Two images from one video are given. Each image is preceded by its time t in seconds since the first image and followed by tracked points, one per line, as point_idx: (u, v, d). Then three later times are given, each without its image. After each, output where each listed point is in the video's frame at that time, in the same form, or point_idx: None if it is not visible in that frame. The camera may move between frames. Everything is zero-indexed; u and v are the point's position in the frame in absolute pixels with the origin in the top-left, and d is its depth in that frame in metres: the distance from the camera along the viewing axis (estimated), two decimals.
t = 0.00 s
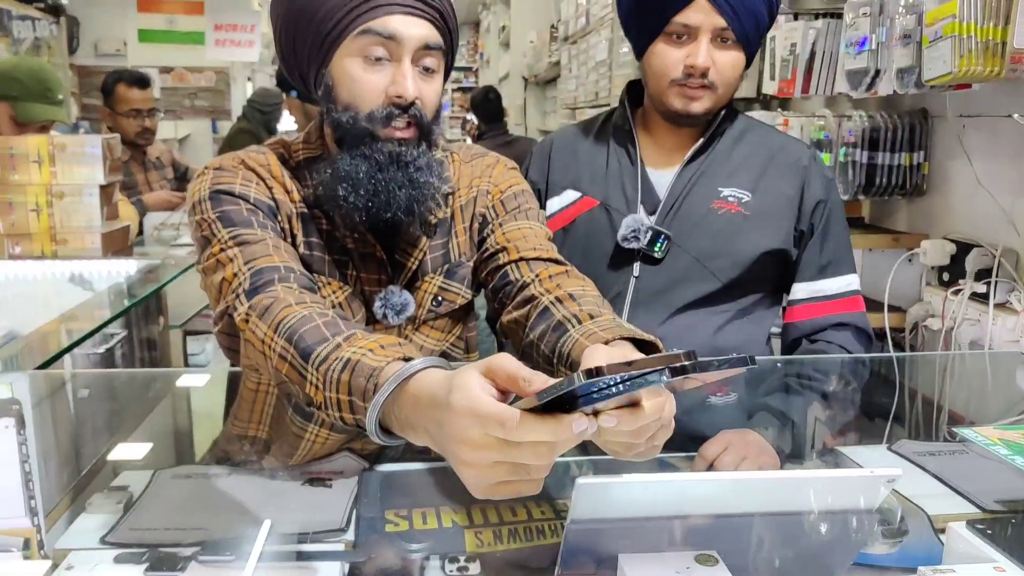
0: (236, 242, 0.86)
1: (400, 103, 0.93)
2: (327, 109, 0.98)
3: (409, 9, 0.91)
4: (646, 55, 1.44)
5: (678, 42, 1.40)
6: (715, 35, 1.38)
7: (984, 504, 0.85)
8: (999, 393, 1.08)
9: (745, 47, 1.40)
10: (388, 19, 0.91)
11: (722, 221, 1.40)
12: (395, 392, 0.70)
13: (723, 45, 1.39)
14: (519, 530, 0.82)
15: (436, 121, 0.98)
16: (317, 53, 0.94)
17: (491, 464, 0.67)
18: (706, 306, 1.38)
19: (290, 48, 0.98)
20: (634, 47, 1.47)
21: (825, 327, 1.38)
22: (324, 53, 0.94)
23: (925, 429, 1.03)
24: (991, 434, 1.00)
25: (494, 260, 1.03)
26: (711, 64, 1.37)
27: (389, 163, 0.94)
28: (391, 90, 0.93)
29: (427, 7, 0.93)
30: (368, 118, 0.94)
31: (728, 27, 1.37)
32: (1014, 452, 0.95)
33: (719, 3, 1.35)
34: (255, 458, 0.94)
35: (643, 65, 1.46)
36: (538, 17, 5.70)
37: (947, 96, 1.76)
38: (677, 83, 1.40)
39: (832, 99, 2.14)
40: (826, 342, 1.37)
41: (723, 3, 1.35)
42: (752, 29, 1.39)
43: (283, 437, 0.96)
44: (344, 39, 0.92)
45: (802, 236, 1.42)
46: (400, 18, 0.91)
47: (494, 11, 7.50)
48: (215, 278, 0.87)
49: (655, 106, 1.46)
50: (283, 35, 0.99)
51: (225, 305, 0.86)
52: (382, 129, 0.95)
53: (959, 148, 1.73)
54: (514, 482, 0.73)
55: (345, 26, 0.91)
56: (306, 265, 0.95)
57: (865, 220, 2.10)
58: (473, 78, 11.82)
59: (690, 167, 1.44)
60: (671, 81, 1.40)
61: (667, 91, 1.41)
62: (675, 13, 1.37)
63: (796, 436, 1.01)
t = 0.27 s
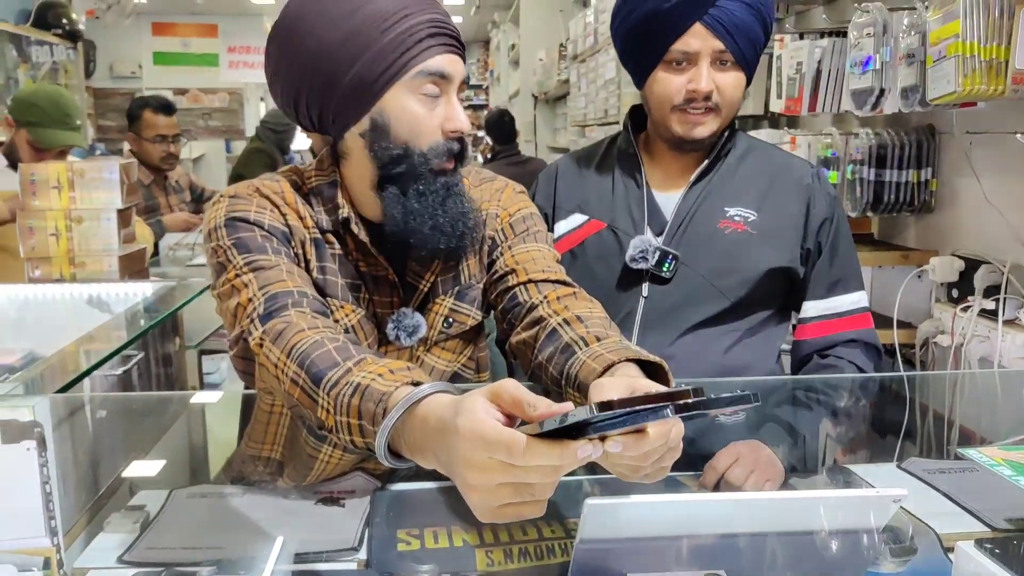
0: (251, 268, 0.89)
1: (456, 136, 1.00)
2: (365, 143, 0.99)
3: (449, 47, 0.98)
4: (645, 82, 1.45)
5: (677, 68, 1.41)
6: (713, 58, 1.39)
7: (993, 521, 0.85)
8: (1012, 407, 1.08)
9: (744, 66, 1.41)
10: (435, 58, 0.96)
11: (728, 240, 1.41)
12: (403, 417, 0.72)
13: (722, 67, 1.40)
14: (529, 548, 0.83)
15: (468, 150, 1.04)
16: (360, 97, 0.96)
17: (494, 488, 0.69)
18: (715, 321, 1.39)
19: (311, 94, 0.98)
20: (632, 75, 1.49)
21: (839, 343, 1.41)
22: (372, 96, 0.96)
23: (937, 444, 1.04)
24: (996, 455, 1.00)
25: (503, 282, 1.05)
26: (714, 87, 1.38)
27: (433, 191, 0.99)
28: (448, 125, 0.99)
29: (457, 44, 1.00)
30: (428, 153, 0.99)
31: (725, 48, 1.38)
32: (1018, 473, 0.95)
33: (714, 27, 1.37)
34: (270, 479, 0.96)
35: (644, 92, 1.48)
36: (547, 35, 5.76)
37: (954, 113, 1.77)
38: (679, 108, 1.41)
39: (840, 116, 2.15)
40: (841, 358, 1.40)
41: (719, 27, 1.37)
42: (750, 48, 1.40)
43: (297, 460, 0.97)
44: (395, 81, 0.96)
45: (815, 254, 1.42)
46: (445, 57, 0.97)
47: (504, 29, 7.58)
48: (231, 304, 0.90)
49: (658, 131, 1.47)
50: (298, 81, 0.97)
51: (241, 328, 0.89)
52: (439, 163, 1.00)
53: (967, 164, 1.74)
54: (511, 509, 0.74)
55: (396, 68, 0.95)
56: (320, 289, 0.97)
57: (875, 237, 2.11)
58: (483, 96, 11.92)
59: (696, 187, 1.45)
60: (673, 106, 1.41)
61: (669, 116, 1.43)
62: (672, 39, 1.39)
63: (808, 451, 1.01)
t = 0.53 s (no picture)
0: (262, 293, 0.91)
1: (474, 164, 1.03)
2: (391, 167, 1.00)
3: (468, 80, 1.02)
4: (647, 108, 1.46)
5: (678, 93, 1.42)
6: (714, 82, 1.41)
7: (1002, 538, 0.86)
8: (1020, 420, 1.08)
9: (743, 86, 1.43)
10: (457, 89, 1.00)
11: (734, 261, 1.42)
12: (418, 437, 0.74)
13: (722, 89, 1.42)
14: (539, 569, 0.83)
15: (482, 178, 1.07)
16: (387, 123, 0.98)
17: (504, 511, 0.71)
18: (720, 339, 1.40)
19: (335, 118, 0.99)
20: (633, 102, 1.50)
21: (868, 351, 1.42)
22: (400, 123, 0.98)
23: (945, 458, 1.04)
24: (1000, 473, 1.01)
25: (510, 303, 1.06)
26: (717, 111, 1.39)
27: (444, 218, 0.99)
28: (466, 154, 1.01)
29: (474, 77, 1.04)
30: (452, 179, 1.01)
31: (725, 70, 1.40)
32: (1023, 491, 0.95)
33: (714, 51, 1.39)
34: (280, 502, 0.95)
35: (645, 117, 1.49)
36: (551, 53, 5.81)
37: (955, 130, 1.79)
38: (683, 131, 1.42)
39: (843, 133, 2.17)
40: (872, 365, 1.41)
41: (719, 50, 1.39)
42: (749, 70, 1.42)
43: (308, 481, 0.97)
44: (422, 109, 0.98)
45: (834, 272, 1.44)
46: (465, 88, 1.01)
47: (508, 47, 7.65)
48: (242, 329, 0.93)
49: (661, 154, 1.48)
50: (324, 105, 0.98)
51: (252, 355, 0.91)
52: (463, 188, 1.02)
53: (970, 180, 1.76)
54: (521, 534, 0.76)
55: (424, 97, 0.98)
56: (329, 312, 0.98)
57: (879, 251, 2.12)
58: (488, 112, 12.00)
59: (700, 208, 1.46)
60: (677, 130, 1.42)
61: (673, 139, 1.43)
62: (672, 65, 1.41)
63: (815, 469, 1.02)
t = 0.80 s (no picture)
0: (268, 307, 0.92)
1: (456, 176, 1.01)
2: (374, 180, 1.01)
3: (456, 90, 1.00)
4: (649, 131, 1.46)
5: (681, 118, 1.43)
6: (717, 107, 1.43)
7: (1004, 547, 0.86)
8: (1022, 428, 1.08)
9: (745, 108, 1.44)
10: (439, 99, 0.98)
11: (736, 274, 1.42)
12: (423, 454, 0.75)
13: (726, 112, 1.43)
14: None
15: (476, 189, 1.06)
16: (368, 132, 0.98)
17: (519, 511, 0.71)
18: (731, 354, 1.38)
19: (325, 126, 1.01)
20: (632, 123, 1.50)
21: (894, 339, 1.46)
22: (377, 132, 0.98)
23: (947, 468, 1.04)
24: (1002, 484, 1.00)
25: (515, 317, 1.07)
26: (721, 137, 1.41)
27: (444, 232, 1.00)
28: (448, 166, 1.00)
29: (468, 87, 1.02)
30: (427, 193, 1.00)
31: (729, 96, 1.42)
32: None
33: (718, 79, 1.40)
34: (285, 517, 0.95)
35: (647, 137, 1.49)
36: (551, 63, 5.85)
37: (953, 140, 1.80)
38: (687, 156, 1.42)
39: (842, 143, 2.18)
40: (901, 352, 1.45)
41: (724, 79, 1.40)
42: (750, 95, 1.45)
43: (312, 493, 0.95)
44: (400, 119, 0.97)
45: (843, 282, 1.46)
46: (449, 98, 0.99)
47: (508, 57, 7.69)
48: (248, 343, 0.94)
49: (663, 173, 1.48)
50: (316, 113, 1.01)
51: (258, 369, 0.92)
52: (439, 203, 1.01)
53: (968, 190, 1.77)
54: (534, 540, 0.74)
55: (401, 106, 0.97)
56: (336, 326, 0.99)
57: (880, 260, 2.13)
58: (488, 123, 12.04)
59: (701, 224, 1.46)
60: (681, 155, 1.43)
61: (677, 165, 1.43)
62: (675, 91, 1.42)
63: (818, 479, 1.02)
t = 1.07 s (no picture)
0: (274, 319, 0.93)
1: (435, 184, 1.01)
2: (363, 191, 1.04)
3: (439, 97, 1.00)
4: (657, 153, 1.46)
5: (691, 142, 1.42)
6: (726, 130, 1.43)
7: (1008, 560, 0.86)
8: None
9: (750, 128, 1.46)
10: (419, 107, 0.99)
11: (741, 292, 1.42)
12: (429, 470, 0.75)
13: (734, 133, 1.44)
14: None
15: (467, 198, 1.06)
16: (353, 139, 1.01)
17: (537, 519, 0.72)
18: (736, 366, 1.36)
19: (323, 133, 1.05)
20: (636, 144, 1.48)
21: (885, 359, 1.47)
22: (361, 140, 1.00)
23: (950, 481, 1.04)
24: (1006, 498, 1.00)
25: (520, 328, 1.07)
26: (732, 159, 1.41)
27: (427, 241, 1.01)
28: (426, 173, 1.00)
29: (455, 95, 1.01)
30: (406, 200, 1.01)
31: (738, 118, 1.43)
32: None
33: (730, 103, 1.41)
34: (288, 528, 0.94)
35: (652, 160, 1.49)
36: (552, 75, 5.88)
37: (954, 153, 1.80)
38: (695, 179, 1.42)
39: (843, 155, 2.19)
40: (891, 372, 1.46)
41: (736, 102, 1.41)
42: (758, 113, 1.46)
43: (317, 505, 0.95)
44: (380, 126, 0.99)
45: (845, 296, 1.47)
46: (431, 106, 0.99)
47: (509, 69, 7.73)
48: (254, 354, 0.94)
49: (669, 193, 1.48)
50: (316, 121, 1.05)
51: (263, 381, 0.92)
52: (420, 210, 1.02)
53: (969, 203, 1.77)
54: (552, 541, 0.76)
55: (381, 114, 0.98)
56: (340, 338, 1.00)
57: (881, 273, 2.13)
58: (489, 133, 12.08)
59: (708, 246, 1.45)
60: (690, 177, 1.42)
61: (687, 186, 1.43)
62: (688, 115, 1.41)
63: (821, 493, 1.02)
